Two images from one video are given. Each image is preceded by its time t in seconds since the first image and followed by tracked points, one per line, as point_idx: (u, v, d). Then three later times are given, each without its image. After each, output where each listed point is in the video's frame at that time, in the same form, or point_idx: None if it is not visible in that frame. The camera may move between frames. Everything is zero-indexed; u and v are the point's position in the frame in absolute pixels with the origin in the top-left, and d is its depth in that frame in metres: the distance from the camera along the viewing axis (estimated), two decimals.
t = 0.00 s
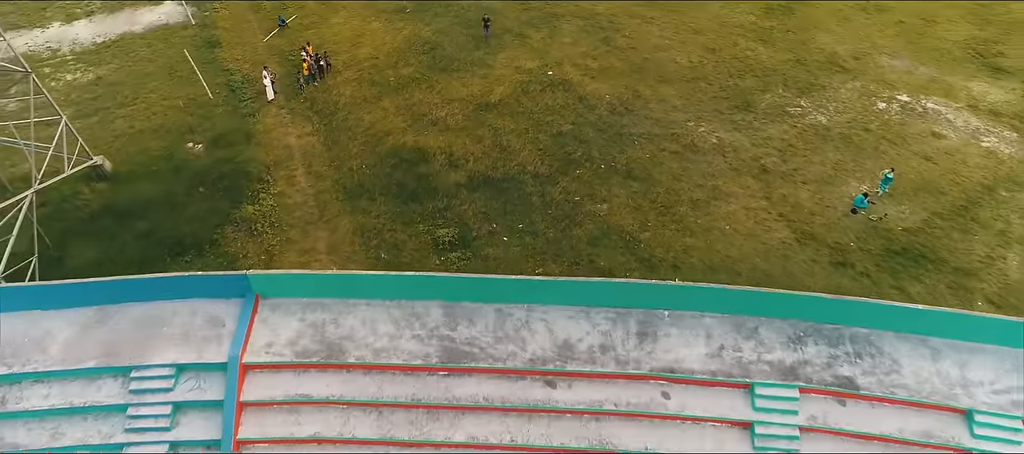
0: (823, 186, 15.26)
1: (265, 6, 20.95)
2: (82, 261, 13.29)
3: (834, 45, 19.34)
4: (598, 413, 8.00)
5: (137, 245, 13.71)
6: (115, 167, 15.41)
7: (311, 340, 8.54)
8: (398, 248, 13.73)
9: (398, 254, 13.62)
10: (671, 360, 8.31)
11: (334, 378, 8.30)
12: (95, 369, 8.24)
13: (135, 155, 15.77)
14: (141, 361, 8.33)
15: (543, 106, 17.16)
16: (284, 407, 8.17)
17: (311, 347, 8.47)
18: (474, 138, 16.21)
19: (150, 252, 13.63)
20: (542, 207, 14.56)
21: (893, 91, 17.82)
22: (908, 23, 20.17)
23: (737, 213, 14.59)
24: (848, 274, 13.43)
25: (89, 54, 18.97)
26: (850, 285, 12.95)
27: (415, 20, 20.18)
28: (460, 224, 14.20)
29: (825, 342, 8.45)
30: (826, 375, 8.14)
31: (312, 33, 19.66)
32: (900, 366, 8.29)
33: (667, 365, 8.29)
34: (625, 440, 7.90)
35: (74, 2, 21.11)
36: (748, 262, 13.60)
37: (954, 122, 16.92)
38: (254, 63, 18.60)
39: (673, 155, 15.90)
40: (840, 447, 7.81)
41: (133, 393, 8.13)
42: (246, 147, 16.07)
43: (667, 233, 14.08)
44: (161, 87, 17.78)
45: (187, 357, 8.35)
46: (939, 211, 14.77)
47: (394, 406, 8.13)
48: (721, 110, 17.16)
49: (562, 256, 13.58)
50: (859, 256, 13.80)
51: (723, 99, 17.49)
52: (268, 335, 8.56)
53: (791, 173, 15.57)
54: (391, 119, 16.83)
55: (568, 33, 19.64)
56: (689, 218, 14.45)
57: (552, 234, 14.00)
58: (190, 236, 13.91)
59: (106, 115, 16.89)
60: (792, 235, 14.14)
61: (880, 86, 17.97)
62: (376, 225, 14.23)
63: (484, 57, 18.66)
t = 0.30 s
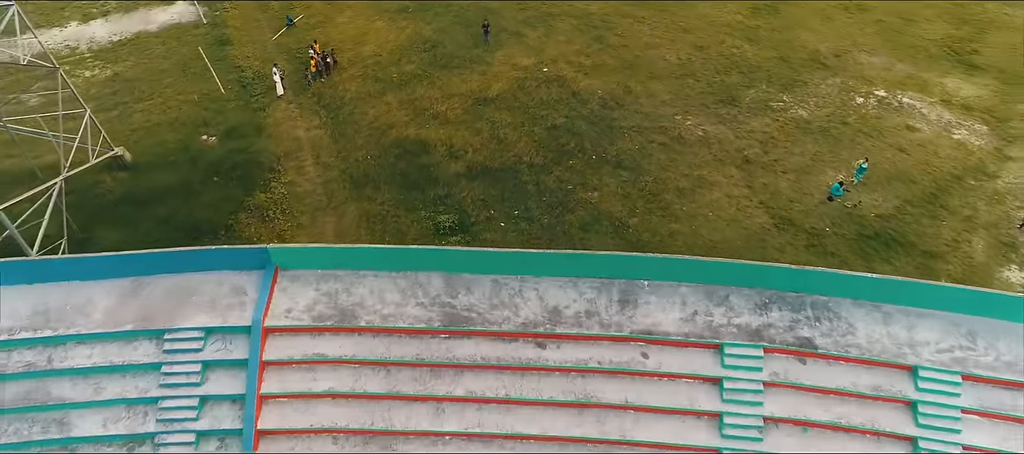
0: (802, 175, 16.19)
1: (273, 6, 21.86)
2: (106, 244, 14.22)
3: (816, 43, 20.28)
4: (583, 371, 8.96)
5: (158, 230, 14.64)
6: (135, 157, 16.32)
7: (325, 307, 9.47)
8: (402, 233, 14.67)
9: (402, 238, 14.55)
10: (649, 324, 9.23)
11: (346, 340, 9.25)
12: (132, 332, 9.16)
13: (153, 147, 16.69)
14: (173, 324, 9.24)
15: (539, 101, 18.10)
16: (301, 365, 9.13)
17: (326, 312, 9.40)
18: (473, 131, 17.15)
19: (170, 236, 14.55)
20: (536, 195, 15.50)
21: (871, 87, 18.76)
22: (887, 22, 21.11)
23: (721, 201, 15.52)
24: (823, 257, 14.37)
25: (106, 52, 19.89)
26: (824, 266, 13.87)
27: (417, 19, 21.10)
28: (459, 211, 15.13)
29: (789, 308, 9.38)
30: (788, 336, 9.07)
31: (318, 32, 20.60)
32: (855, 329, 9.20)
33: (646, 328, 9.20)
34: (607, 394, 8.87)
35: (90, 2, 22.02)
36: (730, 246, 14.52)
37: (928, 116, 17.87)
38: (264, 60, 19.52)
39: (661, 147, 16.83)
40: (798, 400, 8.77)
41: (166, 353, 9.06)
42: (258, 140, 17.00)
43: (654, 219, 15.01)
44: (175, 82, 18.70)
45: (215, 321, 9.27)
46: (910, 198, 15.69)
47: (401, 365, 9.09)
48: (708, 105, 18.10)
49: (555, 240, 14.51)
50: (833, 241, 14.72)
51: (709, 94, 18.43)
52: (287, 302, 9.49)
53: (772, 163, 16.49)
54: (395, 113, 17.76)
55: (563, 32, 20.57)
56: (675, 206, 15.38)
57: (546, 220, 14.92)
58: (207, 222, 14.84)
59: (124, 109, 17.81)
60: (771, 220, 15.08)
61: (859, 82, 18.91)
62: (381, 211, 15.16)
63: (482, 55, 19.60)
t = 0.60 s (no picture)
0: (783, 165, 17.13)
1: (280, 5, 22.79)
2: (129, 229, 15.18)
3: (800, 41, 21.24)
4: (570, 335, 9.92)
5: (176, 216, 15.59)
6: (152, 149, 17.26)
7: (337, 278, 10.42)
8: (405, 219, 15.62)
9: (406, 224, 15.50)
10: (631, 293, 10.18)
11: (356, 308, 10.21)
12: (163, 301, 10.11)
13: (169, 139, 17.62)
14: (200, 294, 10.19)
15: (535, 96, 19.05)
16: (316, 331, 10.09)
17: (338, 283, 10.35)
18: (472, 125, 18.09)
19: (188, 222, 15.51)
20: (532, 184, 16.45)
21: (851, 83, 19.72)
22: (869, 21, 22.06)
23: (706, 189, 16.44)
24: (800, 241, 15.32)
25: (122, 49, 20.82)
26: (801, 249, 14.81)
27: (418, 18, 22.05)
28: (459, 199, 16.09)
29: (758, 279, 10.33)
30: (757, 304, 10.02)
31: (324, 31, 21.54)
32: (817, 298, 10.13)
33: (629, 296, 10.15)
34: (592, 356, 9.83)
35: (105, 2, 22.96)
36: (713, 231, 15.45)
37: (903, 110, 18.83)
38: (273, 57, 20.47)
39: (650, 139, 17.76)
40: (765, 361, 9.73)
41: (194, 320, 10.01)
42: (269, 132, 17.95)
43: (642, 206, 15.95)
44: (189, 79, 19.64)
45: (238, 291, 10.22)
46: (884, 187, 16.64)
47: (406, 330, 10.05)
48: (695, 99, 19.05)
49: (549, 226, 15.46)
50: (811, 226, 15.64)
51: (697, 89, 19.38)
52: (302, 275, 10.45)
53: (755, 154, 17.43)
54: (398, 107, 18.71)
55: (558, 30, 21.52)
56: (662, 194, 16.30)
57: (541, 207, 15.88)
58: (222, 209, 15.80)
59: (141, 104, 18.74)
60: (752, 207, 16.01)
61: (840, 78, 19.88)
62: (386, 199, 16.12)
63: (481, 52, 20.54)
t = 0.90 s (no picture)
0: (765, 156, 18.10)
1: (287, 5, 23.74)
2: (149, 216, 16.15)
3: (785, 40, 22.20)
4: (561, 306, 10.89)
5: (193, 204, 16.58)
6: (168, 141, 18.21)
7: (347, 255, 11.38)
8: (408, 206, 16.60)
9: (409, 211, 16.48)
10: (616, 268, 11.15)
11: (365, 282, 11.18)
12: (188, 275, 11.06)
13: (184, 132, 18.57)
14: (222, 269, 11.14)
15: (531, 91, 20.01)
16: (328, 303, 11.05)
17: (348, 259, 11.32)
18: (471, 118, 19.06)
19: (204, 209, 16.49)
20: (527, 174, 17.42)
21: (832, 79, 20.69)
22: (851, 21, 23.03)
23: (692, 179, 17.39)
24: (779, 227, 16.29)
25: (137, 47, 21.77)
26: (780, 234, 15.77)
27: (420, 18, 23.01)
28: (459, 188, 17.07)
29: (732, 256, 11.30)
30: (731, 277, 10.98)
31: (330, 30, 22.50)
32: (786, 272, 11.10)
33: (614, 271, 11.11)
34: (580, 325, 10.81)
35: (119, 2, 23.91)
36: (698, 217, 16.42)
37: (882, 105, 19.79)
38: (281, 55, 21.43)
39: (640, 132, 18.73)
40: (737, 329, 10.72)
41: (218, 292, 10.97)
42: (278, 126, 18.92)
43: (632, 195, 16.92)
44: (201, 75, 20.59)
45: (257, 266, 11.17)
46: (860, 177, 17.60)
47: (411, 302, 11.03)
48: (684, 95, 20.01)
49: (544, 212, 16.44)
50: (790, 214, 16.60)
51: (686, 85, 20.35)
52: (315, 252, 11.41)
53: (739, 146, 18.40)
54: (401, 102, 19.68)
55: (554, 29, 22.47)
56: (651, 183, 17.26)
57: (536, 195, 16.86)
58: (236, 198, 16.79)
59: (156, 99, 19.70)
60: (735, 195, 16.98)
61: (822, 75, 20.86)
62: (390, 188, 17.11)
63: (480, 50, 21.49)
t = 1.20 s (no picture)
0: (748, 149, 19.11)
1: (294, 6, 24.73)
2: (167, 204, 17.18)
3: (770, 39, 23.23)
4: (552, 281, 11.90)
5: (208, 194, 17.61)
6: (183, 135, 19.22)
7: (356, 236, 12.39)
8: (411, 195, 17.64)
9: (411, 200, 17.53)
10: (603, 247, 12.16)
11: (373, 260, 12.19)
12: (211, 253, 12.08)
13: (198, 126, 19.57)
14: (242, 248, 12.16)
15: (527, 88, 21.03)
16: (340, 279, 12.06)
17: (357, 239, 12.33)
18: (470, 114, 20.07)
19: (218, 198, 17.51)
20: (523, 165, 18.46)
21: (814, 76, 21.71)
22: (834, 20, 24.05)
23: (679, 170, 18.41)
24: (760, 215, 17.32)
25: (151, 46, 22.77)
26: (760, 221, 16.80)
27: (421, 18, 24.04)
28: (459, 179, 18.11)
29: (710, 236, 12.31)
30: (707, 255, 12.00)
31: (335, 29, 23.51)
32: (759, 251, 12.12)
33: (601, 250, 12.13)
34: (569, 298, 11.82)
35: (133, 3, 24.90)
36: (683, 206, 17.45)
37: (861, 100, 20.81)
38: (289, 54, 22.43)
39: (630, 126, 19.74)
40: (713, 302, 11.73)
41: (238, 268, 11.99)
42: (287, 120, 19.94)
43: (621, 185, 17.96)
44: (213, 73, 21.59)
45: (274, 246, 12.19)
46: (838, 168, 18.61)
47: (414, 278, 12.04)
48: (673, 91, 21.02)
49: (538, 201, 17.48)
50: (771, 203, 17.62)
51: (675, 82, 21.37)
52: (327, 233, 12.42)
53: (725, 140, 19.41)
54: (404, 98, 20.70)
55: (549, 29, 23.49)
56: (640, 174, 18.29)
57: (531, 185, 17.91)
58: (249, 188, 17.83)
59: (171, 95, 20.70)
60: (719, 185, 18.00)
61: (804, 72, 21.88)
62: (393, 179, 18.16)
63: (479, 49, 22.50)
